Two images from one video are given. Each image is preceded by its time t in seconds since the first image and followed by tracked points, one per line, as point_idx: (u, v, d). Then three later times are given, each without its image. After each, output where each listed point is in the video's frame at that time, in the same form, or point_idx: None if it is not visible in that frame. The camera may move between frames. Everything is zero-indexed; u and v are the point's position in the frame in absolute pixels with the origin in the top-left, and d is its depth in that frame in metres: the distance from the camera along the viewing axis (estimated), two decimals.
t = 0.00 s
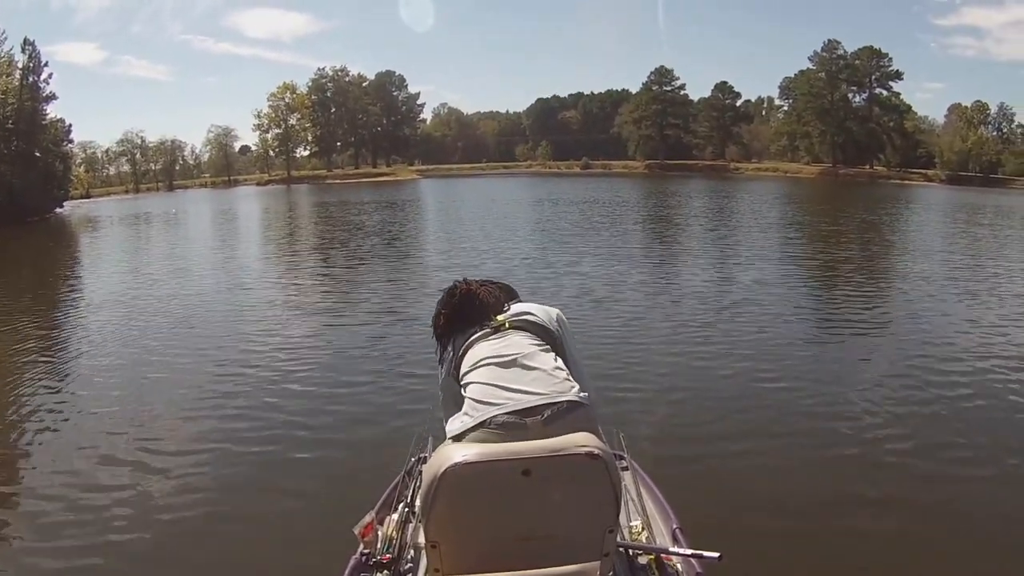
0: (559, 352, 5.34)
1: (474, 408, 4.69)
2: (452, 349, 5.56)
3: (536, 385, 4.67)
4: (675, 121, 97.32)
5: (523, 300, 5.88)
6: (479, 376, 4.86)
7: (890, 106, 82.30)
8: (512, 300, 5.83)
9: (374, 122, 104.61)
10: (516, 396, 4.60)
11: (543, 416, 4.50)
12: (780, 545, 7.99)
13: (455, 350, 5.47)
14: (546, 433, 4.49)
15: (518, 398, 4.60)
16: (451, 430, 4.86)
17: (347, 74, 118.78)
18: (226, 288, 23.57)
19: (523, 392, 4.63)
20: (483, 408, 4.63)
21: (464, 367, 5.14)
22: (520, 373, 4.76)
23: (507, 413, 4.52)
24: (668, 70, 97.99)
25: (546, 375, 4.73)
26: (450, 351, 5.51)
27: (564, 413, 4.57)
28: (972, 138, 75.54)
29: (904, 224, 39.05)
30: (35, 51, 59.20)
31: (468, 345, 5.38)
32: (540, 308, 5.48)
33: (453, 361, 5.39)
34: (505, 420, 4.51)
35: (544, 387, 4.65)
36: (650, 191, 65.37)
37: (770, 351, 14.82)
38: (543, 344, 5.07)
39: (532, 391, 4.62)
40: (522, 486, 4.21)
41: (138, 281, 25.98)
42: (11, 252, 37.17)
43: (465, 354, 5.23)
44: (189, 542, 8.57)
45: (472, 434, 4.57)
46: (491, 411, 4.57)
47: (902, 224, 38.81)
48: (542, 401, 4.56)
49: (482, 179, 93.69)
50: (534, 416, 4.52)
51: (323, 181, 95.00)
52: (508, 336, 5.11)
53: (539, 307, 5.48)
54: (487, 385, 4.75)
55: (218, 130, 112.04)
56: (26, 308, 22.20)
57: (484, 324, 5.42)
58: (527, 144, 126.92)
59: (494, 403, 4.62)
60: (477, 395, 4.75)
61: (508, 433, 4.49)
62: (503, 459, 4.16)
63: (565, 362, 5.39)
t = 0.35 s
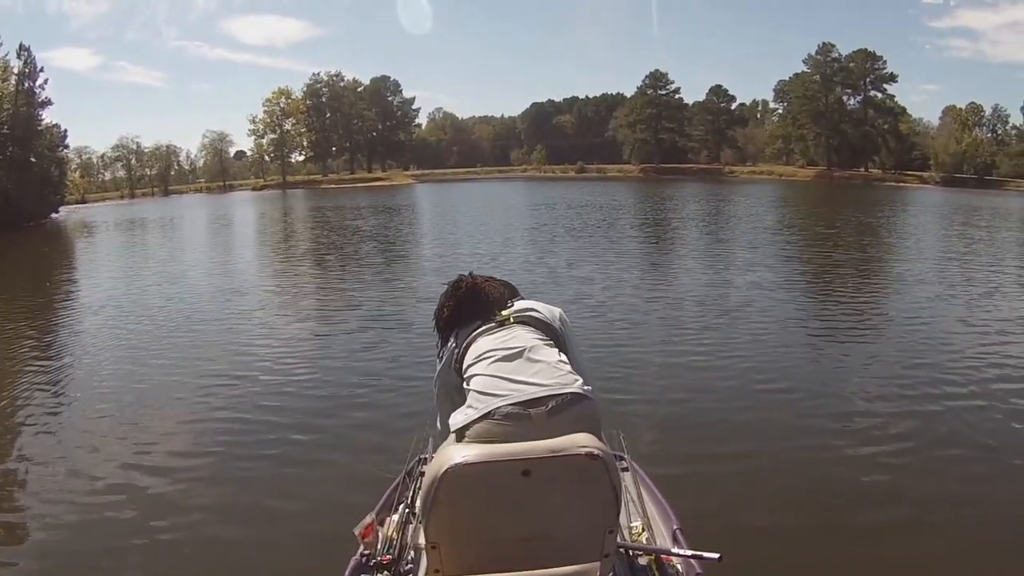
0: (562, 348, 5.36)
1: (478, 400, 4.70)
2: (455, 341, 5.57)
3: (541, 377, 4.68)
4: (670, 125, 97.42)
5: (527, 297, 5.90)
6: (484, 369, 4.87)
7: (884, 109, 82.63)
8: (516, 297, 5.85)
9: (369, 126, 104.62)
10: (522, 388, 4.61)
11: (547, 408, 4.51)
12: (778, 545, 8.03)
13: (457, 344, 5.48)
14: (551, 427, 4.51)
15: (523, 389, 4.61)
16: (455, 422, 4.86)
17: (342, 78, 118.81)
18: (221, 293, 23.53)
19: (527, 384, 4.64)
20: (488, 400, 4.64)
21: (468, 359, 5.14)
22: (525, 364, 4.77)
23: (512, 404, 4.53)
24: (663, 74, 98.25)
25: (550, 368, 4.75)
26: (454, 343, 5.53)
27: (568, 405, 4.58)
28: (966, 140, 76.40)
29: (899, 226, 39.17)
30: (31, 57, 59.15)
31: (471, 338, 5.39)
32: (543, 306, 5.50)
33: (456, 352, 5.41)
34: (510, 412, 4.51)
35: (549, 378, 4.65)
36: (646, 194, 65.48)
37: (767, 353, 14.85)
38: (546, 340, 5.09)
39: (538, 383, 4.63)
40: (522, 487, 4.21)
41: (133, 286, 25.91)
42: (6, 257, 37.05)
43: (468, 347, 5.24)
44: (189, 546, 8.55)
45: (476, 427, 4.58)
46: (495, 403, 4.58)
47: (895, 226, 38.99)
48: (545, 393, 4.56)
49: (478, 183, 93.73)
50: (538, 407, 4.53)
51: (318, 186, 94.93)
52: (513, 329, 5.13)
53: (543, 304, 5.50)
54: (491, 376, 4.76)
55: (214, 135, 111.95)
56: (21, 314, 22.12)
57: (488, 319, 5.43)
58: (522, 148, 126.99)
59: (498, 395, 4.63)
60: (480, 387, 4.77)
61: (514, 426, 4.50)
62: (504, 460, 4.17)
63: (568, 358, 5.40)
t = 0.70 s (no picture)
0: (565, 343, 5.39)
1: (484, 391, 4.69)
2: (456, 329, 5.58)
3: (547, 369, 4.69)
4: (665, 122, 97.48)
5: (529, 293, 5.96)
6: (490, 360, 4.87)
7: (879, 107, 82.75)
8: (519, 291, 5.89)
9: (364, 123, 104.61)
10: (529, 379, 4.61)
11: (555, 399, 4.50)
12: (774, 543, 8.06)
13: (458, 333, 5.49)
14: (557, 420, 4.51)
15: (530, 381, 4.61)
16: (460, 414, 4.83)
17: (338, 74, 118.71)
18: (217, 290, 23.52)
19: (534, 375, 4.64)
20: (495, 391, 4.63)
21: (473, 349, 5.14)
22: (532, 356, 4.79)
23: (519, 395, 4.52)
24: (659, 71, 98.28)
25: (556, 359, 4.77)
26: (456, 332, 5.51)
27: (575, 397, 4.58)
28: (962, 139, 76.79)
29: (894, 224, 39.30)
30: (26, 52, 58.95)
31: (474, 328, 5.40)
32: (547, 302, 5.55)
33: (458, 342, 5.39)
34: (519, 403, 4.51)
35: (556, 370, 4.66)
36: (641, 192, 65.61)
37: (763, 352, 14.87)
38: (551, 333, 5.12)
39: (545, 374, 4.64)
40: (523, 486, 4.21)
41: (129, 283, 25.89)
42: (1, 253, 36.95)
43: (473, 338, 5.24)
44: (187, 544, 8.53)
45: (482, 419, 4.57)
46: (502, 394, 4.57)
47: (890, 224, 39.14)
48: (552, 384, 4.56)
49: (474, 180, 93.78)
50: (546, 399, 4.52)
51: (313, 182, 94.84)
52: (518, 321, 5.15)
53: (547, 300, 5.55)
54: (499, 367, 4.77)
55: (209, 131, 111.80)
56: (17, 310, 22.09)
57: (493, 311, 5.46)
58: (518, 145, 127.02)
59: (506, 386, 4.62)
60: (487, 377, 4.76)
61: (520, 417, 4.49)
62: (505, 459, 4.17)
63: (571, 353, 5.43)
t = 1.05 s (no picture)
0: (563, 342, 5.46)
1: (489, 380, 4.69)
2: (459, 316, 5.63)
3: (551, 359, 4.72)
4: (659, 123, 97.59)
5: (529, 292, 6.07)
6: (494, 349, 4.89)
7: (873, 105, 82.96)
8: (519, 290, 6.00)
9: (358, 127, 104.65)
10: (535, 368, 4.63)
11: (559, 387, 4.52)
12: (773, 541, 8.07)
13: (460, 320, 5.50)
14: (560, 413, 4.52)
15: (536, 370, 4.63)
16: (464, 404, 4.80)
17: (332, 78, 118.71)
18: (213, 295, 23.50)
19: (539, 365, 4.67)
20: (501, 380, 4.63)
21: (476, 338, 5.16)
22: (537, 348, 4.83)
23: (525, 385, 4.54)
24: (652, 72, 98.40)
25: (560, 351, 4.81)
26: (459, 319, 5.54)
27: (580, 386, 4.60)
28: (955, 136, 76.88)
29: (888, 222, 39.43)
30: (19, 59, 58.85)
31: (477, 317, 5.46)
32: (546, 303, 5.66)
33: (460, 331, 5.42)
34: (526, 392, 4.51)
35: (560, 361, 4.69)
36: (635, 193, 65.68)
37: (760, 351, 14.90)
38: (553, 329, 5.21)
39: (551, 363, 4.66)
40: (523, 487, 4.21)
41: (124, 289, 25.84)
42: None
43: (476, 328, 5.27)
44: (188, 549, 8.49)
45: (487, 411, 4.56)
46: (506, 385, 4.58)
47: (885, 222, 39.26)
48: (556, 374, 4.59)
49: (469, 183, 93.79)
50: (550, 388, 4.54)
51: (308, 186, 94.77)
52: (521, 315, 5.23)
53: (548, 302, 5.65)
54: (505, 355, 4.78)
55: (203, 136, 111.65)
56: (12, 317, 22.01)
57: (498, 304, 5.54)
58: (511, 147, 127.12)
59: (511, 375, 4.63)
60: (493, 364, 4.76)
61: (524, 408, 4.50)
62: (504, 461, 4.17)
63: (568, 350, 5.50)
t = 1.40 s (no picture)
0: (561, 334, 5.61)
1: (495, 365, 4.79)
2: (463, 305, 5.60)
3: (557, 345, 4.81)
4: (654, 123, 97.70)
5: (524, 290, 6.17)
6: (500, 336, 4.94)
7: (868, 104, 83.04)
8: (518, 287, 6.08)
9: (354, 130, 104.69)
10: (542, 354, 4.72)
11: (566, 371, 4.62)
12: (770, 539, 8.09)
13: (465, 308, 5.47)
14: (567, 399, 4.61)
15: (543, 355, 4.72)
16: (468, 390, 4.92)
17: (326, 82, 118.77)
18: (210, 299, 23.45)
19: (545, 351, 4.76)
20: (507, 365, 4.73)
21: (480, 325, 5.18)
22: (545, 333, 4.93)
23: (533, 369, 4.63)
24: (647, 72, 98.58)
25: (564, 337, 4.91)
26: (462, 308, 5.51)
27: (585, 371, 4.69)
28: (951, 133, 77.33)
29: (884, 220, 39.51)
30: (14, 65, 58.85)
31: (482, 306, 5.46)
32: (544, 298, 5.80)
33: (460, 320, 5.39)
34: (536, 374, 4.62)
35: (565, 347, 4.79)
36: (631, 194, 65.79)
37: (758, 350, 14.88)
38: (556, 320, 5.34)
39: (556, 349, 4.76)
40: (522, 487, 4.21)
41: (121, 294, 25.79)
42: None
43: (482, 315, 5.28)
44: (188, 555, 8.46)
45: (496, 396, 4.66)
46: (512, 372, 4.68)
47: (881, 220, 39.31)
48: (562, 359, 4.67)
49: (465, 185, 93.86)
50: (557, 372, 4.63)
51: (303, 190, 94.77)
52: (525, 305, 5.32)
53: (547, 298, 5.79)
54: (513, 340, 4.87)
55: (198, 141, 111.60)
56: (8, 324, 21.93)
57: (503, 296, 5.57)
58: (507, 149, 127.24)
59: (517, 361, 4.73)
60: (498, 350, 4.84)
61: (532, 394, 4.59)
62: (505, 459, 4.17)
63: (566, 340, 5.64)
